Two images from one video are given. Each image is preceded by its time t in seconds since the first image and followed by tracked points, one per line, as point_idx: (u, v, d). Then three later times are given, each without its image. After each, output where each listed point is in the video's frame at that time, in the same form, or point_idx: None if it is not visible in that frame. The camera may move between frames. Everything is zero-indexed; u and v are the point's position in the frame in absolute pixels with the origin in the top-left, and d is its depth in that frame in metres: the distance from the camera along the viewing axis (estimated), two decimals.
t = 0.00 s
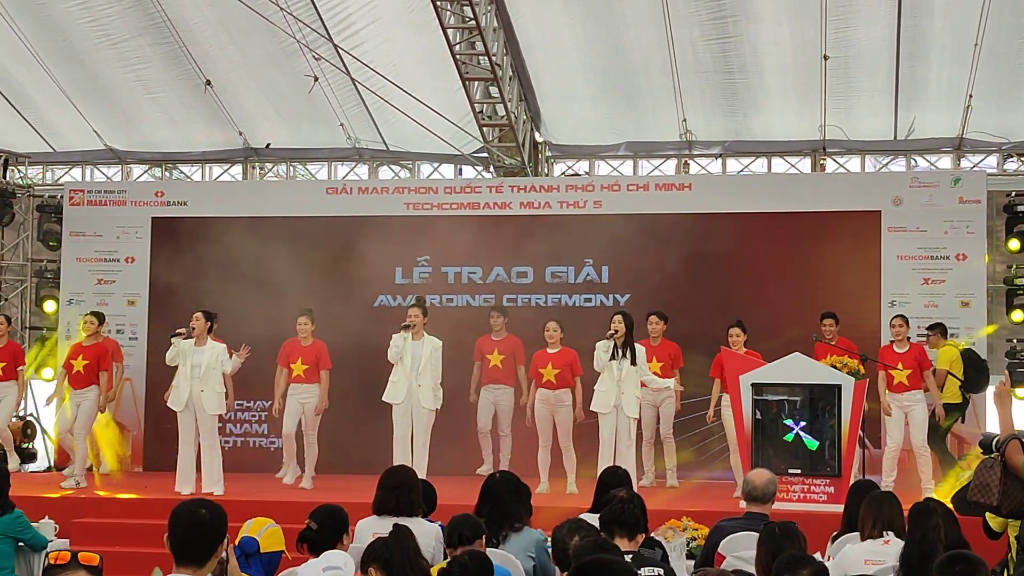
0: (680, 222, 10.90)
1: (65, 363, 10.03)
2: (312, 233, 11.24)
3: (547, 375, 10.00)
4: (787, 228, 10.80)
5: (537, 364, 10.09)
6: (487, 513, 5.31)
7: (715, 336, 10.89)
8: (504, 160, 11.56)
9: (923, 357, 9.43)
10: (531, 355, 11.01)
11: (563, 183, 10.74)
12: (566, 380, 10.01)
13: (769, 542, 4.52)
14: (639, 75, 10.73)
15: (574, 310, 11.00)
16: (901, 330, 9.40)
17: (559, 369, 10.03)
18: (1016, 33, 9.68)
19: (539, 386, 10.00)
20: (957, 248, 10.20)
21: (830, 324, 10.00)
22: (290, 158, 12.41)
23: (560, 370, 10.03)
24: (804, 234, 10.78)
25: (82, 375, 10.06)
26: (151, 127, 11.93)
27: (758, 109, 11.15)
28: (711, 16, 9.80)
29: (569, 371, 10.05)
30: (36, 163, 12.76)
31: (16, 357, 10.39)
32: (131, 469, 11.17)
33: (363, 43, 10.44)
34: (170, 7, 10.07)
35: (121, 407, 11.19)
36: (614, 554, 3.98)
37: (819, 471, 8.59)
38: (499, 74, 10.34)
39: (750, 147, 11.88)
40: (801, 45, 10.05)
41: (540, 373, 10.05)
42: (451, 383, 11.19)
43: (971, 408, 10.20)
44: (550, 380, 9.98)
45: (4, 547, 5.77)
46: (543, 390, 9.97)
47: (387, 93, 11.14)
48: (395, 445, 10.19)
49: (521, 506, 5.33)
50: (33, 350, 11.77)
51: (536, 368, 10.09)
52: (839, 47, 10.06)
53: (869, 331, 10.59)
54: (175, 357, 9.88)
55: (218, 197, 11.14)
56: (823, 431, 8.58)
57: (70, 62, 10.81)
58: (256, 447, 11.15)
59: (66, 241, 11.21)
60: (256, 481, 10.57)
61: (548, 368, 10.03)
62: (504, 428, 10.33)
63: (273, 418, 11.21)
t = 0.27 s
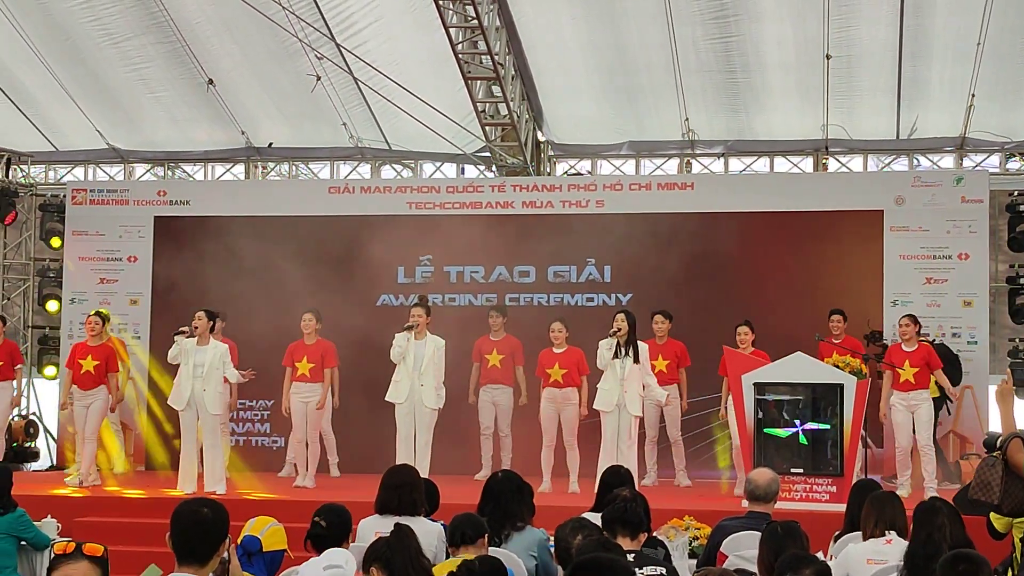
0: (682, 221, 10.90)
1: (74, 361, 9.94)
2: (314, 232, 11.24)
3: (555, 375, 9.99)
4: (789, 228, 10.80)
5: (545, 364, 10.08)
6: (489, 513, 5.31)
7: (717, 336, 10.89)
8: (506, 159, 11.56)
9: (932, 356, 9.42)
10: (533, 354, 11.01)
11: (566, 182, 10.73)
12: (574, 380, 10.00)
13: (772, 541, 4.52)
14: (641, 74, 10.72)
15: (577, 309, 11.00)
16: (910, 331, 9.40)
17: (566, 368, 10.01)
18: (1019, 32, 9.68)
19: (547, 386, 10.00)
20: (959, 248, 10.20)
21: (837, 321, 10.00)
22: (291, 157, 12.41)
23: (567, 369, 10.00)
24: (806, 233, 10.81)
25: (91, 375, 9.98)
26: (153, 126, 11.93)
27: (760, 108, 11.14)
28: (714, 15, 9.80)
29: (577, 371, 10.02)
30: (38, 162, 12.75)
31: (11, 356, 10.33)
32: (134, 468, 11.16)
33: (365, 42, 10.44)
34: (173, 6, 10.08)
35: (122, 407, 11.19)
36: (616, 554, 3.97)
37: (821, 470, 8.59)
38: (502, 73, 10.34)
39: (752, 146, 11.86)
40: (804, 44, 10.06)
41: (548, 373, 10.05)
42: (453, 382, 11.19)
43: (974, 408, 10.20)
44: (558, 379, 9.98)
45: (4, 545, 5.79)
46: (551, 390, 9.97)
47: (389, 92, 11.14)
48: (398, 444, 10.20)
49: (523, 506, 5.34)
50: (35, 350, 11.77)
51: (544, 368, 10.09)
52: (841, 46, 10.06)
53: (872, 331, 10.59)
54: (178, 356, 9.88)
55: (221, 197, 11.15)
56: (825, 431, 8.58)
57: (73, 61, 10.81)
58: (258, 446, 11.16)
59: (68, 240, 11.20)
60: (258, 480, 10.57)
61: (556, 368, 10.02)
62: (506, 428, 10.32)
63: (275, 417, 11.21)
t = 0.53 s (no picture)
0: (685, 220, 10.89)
1: (86, 359, 9.96)
2: (317, 231, 11.24)
3: (561, 374, 9.98)
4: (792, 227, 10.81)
5: (551, 362, 10.06)
6: (492, 512, 5.31)
7: (720, 335, 10.89)
8: (509, 158, 11.55)
9: (933, 358, 9.44)
10: (536, 354, 11.01)
11: (568, 181, 10.75)
12: (580, 378, 10.01)
13: (774, 541, 4.52)
14: (644, 73, 10.71)
15: (579, 309, 11.00)
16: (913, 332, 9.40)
17: (572, 367, 10.01)
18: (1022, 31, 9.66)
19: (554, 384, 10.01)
20: (962, 247, 10.19)
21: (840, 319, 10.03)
22: (294, 156, 12.40)
23: (573, 369, 10.00)
24: (808, 232, 10.81)
25: (102, 372, 10.03)
26: (156, 125, 11.93)
27: (763, 107, 11.13)
28: (716, 13, 9.79)
29: (583, 370, 10.02)
30: (41, 161, 12.75)
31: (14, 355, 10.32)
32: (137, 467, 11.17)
33: (368, 40, 10.44)
34: (176, 5, 10.08)
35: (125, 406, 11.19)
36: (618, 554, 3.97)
37: (824, 469, 8.58)
38: (505, 72, 10.34)
39: (755, 145, 11.84)
40: (807, 44, 10.05)
41: (554, 371, 10.05)
42: (456, 381, 11.20)
43: (977, 408, 10.18)
44: (564, 378, 9.98)
45: (7, 544, 5.78)
46: (557, 389, 9.98)
47: (391, 90, 11.14)
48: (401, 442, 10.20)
49: (525, 505, 5.33)
50: (39, 348, 11.77)
51: (551, 367, 10.07)
52: (844, 45, 10.05)
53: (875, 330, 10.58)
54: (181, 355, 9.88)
55: (224, 195, 11.18)
56: (828, 430, 8.57)
57: (76, 60, 10.81)
58: (261, 445, 11.16)
59: (71, 238, 11.21)
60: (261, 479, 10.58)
61: (562, 367, 10.01)
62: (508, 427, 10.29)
63: (278, 416, 11.21)
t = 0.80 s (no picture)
0: (688, 218, 10.89)
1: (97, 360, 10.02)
2: (320, 230, 11.24)
3: (561, 372, 10.00)
4: (795, 226, 10.81)
5: (551, 361, 10.08)
6: (496, 510, 5.30)
7: (723, 334, 10.88)
8: (512, 156, 11.55)
9: (941, 357, 9.41)
10: (538, 352, 11.01)
11: (572, 179, 10.71)
12: (580, 378, 10.02)
13: (778, 539, 4.52)
14: (647, 71, 10.71)
15: (582, 307, 11.00)
16: (920, 331, 9.36)
17: (574, 366, 10.04)
18: None
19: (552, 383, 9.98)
20: (966, 246, 10.19)
21: (837, 319, 9.98)
22: (297, 154, 12.41)
23: (574, 368, 10.02)
24: (812, 230, 10.81)
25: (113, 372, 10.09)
26: (159, 123, 11.93)
27: (766, 106, 11.13)
28: (719, 12, 9.79)
29: (583, 369, 10.06)
30: (44, 159, 12.75)
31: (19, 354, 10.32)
32: (139, 465, 11.17)
33: (371, 39, 10.43)
34: (179, 4, 10.08)
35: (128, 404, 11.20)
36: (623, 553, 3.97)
37: (828, 468, 8.57)
38: (508, 71, 10.33)
39: (759, 144, 11.84)
40: (810, 42, 10.05)
41: (555, 370, 10.05)
42: (459, 380, 11.19)
43: (980, 407, 10.18)
44: (565, 377, 9.99)
45: (9, 542, 5.77)
46: (558, 388, 9.97)
47: (394, 89, 11.13)
48: (404, 441, 10.19)
49: (529, 504, 5.32)
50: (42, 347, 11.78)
51: (550, 365, 10.09)
52: (848, 44, 10.04)
53: (878, 329, 10.58)
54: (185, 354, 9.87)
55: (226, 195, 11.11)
56: (831, 428, 8.56)
57: (79, 58, 10.81)
58: (264, 443, 11.16)
59: (74, 238, 11.21)
60: (264, 477, 10.58)
61: (563, 365, 10.03)
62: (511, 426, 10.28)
63: (281, 415, 11.21)
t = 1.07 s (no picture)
0: (692, 218, 10.89)
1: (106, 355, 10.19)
2: (323, 228, 11.25)
3: (562, 370, 10.00)
4: (798, 224, 10.81)
5: (551, 358, 10.09)
6: (499, 507, 5.29)
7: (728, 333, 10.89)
8: (515, 154, 11.54)
9: (951, 352, 9.49)
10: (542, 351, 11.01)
11: (575, 178, 10.72)
12: (580, 376, 10.01)
13: (780, 538, 4.53)
14: (651, 70, 10.71)
15: (586, 305, 11.00)
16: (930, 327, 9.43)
17: (574, 364, 10.03)
18: None
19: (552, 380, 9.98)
20: (969, 244, 10.18)
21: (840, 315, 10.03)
22: (300, 153, 12.42)
23: (575, 366, 10.02)
24: (815, 229, 10.81)
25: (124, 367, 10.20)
26: (164, 121, 11.94)
27: (770, 104, 11.13)
28: (723, 11, 9.78)
29: (584, 368, 10.04)
30: (48, 157, 12.76)
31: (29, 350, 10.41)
32: (143, 463, 11.17)
33: (375, 37, 10.44)
34: (183, 2, 10.08)
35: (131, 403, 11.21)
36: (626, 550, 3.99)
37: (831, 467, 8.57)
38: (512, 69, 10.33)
39: (763, 143, 11.84)
40: (814, 41, 10.05)
41: (555, 367, 10.05)
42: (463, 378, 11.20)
43: (984, 405, 10.17)
44: (565, 374, 9.99)
45: (13, 540, 5.77)
46: (556, 384, 9.97)
47: (398, 87, 11.14)
48: (407, 439, 10.19)
49: (533, 501, 5.31)
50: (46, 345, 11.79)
51: (551, 362, 10.09)
52: (852, 43, 10.04)
53: (882, 327, 10.58)
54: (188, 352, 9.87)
55: (229, 193, 11.08)
56: (834, 427, 8.56)
57: (84, 56, 10.82)
58: (267, 441, 11.17)
59: (78, 235, 11.17)
60: (268, 475, 10.58)
61: (563, 363, 10.03)
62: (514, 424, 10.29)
63: (285, 413, 11.22)
